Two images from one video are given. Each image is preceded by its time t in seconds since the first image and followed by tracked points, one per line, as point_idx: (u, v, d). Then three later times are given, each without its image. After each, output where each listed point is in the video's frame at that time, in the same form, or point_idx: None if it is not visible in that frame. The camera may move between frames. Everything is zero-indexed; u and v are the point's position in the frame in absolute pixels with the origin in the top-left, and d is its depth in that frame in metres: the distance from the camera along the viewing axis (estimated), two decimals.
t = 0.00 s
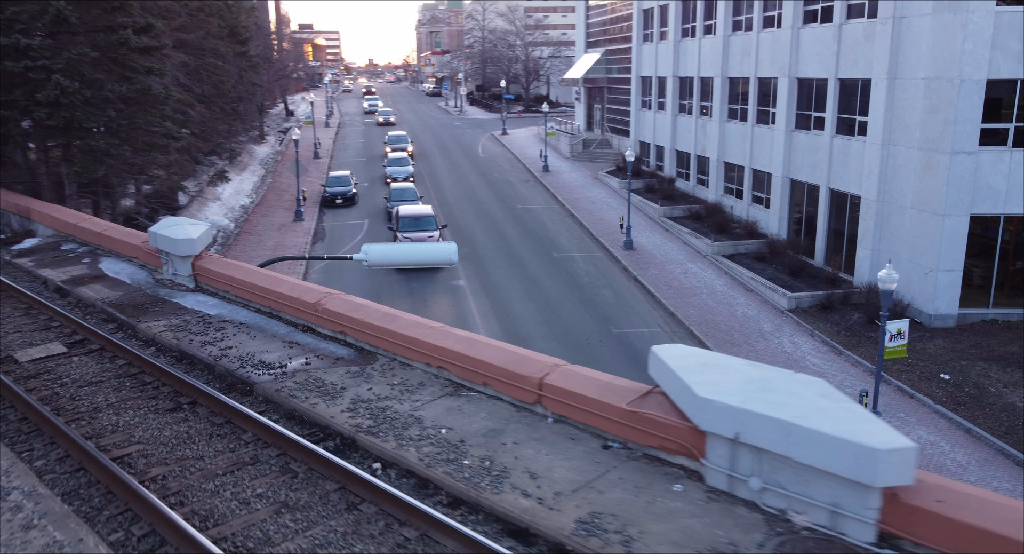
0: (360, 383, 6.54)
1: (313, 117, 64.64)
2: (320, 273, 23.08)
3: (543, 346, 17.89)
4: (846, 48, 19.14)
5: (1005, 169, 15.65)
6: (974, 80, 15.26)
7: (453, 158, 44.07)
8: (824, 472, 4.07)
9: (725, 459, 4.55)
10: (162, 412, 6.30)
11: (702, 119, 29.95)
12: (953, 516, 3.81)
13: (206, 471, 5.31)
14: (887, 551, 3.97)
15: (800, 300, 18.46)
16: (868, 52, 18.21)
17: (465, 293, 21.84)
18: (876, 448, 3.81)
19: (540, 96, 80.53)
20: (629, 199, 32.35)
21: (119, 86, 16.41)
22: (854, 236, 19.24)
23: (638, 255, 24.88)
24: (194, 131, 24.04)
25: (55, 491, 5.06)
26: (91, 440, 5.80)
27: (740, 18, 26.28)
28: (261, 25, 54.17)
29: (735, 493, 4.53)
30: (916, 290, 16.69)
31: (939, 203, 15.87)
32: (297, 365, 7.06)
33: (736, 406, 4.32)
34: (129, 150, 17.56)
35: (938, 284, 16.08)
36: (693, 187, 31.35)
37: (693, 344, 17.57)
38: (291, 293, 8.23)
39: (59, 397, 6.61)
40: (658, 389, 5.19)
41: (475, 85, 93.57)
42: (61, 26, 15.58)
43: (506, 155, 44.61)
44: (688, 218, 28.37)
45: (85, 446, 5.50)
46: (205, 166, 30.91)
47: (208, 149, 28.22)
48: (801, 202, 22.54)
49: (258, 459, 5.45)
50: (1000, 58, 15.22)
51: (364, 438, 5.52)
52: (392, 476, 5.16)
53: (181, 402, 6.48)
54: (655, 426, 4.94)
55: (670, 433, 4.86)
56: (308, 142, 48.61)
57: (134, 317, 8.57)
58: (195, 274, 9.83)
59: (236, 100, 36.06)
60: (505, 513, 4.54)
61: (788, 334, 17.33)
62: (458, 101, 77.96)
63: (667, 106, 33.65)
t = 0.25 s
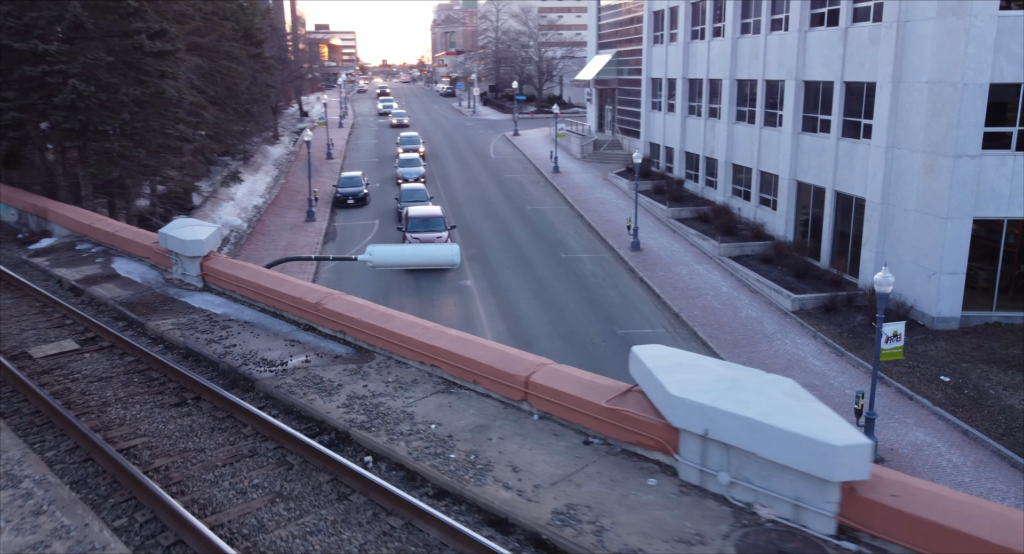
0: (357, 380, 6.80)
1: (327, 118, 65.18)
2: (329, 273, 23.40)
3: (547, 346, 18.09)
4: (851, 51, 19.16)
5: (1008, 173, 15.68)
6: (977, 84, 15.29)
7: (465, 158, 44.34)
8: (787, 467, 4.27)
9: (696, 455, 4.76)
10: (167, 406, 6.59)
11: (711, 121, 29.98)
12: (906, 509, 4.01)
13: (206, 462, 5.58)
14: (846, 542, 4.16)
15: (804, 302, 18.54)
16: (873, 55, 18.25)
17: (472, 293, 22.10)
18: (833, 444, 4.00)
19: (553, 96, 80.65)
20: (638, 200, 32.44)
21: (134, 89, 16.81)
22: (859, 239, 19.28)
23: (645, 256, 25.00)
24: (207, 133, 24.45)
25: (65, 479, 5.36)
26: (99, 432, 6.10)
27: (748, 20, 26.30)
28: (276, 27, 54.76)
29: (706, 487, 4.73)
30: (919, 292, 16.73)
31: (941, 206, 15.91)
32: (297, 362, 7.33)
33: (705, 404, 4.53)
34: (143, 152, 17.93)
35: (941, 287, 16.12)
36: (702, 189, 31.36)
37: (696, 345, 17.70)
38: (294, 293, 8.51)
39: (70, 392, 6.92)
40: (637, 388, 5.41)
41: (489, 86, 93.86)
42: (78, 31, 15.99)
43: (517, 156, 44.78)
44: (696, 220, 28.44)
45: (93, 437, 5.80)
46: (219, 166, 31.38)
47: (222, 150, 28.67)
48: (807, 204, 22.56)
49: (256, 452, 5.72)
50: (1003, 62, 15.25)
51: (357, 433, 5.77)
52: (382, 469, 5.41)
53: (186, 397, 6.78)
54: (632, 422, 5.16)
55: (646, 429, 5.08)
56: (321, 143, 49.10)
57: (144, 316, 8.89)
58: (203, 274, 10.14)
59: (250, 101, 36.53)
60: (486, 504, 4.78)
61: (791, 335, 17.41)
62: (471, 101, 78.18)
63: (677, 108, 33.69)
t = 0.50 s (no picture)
0: (357, 377, 7.07)
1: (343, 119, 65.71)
2: (341, 272, 23.74)
3: (554, 346, 18.26)
4: (859, 55, 19.19)
5: (1014, 176, 15.68)
6: (983, 88, 15.33)
7: (478, 159, 44.58)
8: (756, 462, 4.47)
9: (674, 451, 4.97)
10: (176, 401, 6.90)
11: (722, 123, 29.98)
12: (869, 504, 4.19)
13: (211, 454, 5.87)
14: (812, 535, 4.36)
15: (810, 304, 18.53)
16: (880, 59, 18.30)
17: (482, 293, 22.37)
18: (797, 441, 4.21)
19: (568, 97, 80.72)
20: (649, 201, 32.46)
21: (151, 93, 17.27)
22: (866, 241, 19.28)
23: (654, 257, 25.08)
24: (222, 135, 24.88)
25: (78, 468, 5.66)
26: (112, 425, 6.41)
27: (759, 23, 26.28)
28: (292, 29, 55.33)
29: (682, 482, 4.94)
30: (925, 295, 16.75)
31: (947, 209, 15.94)
32: (301, 360, 7.62)
33: (681, 402, 4.74)
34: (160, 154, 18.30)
35: (947, 290, 16.13)
36: (713, 191, 31.30)
37: (701, 345, 17.80)
38: (300, 293, 8.80)
39: (85, 386, 7.25)
40: (622, 387, 5.63)
41: (504, 87, 94.13)
42: (96, 37, 16.40)
43: (530, 157, 44.94)
44: (706, 221, 28.44)
45: (106, 429, 6.11)
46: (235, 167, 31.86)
47: (238, 152, 29.13)
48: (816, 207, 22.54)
49: (259, 445, 6.00)
50: (1009, 66, 15.27)
51: (354, 427, 6.04)
52: (378, 462, 5.67)
53: (194, 392, 7.08)
54: (615, 419, 5.37)
55: (628, 426, 5.29)
56: (336, 143, 49.58)
57: (157, 314, 9.22)
58: (215, 274, 10.47)
59: (266, 103, 37.01)
60: (473, 495, 5.02)
61: (796, 337, 17.46)
62: (485, 102, 78.39)
63: (688, 110, 33.68)
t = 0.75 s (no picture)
0: (359, 375, 7.35)
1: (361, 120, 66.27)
2: (355, 272, 24.09)
3: (562, 346, 18.44)
4: (870, 58, 19.19)
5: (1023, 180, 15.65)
6: (991, 92, 15.33)
7: (493, 161, 44.79)
8: (730, 458, 4.68)
9: (655, 447, 5.19)
10: (187, 396, 7.22)
11: (735, 125, 29.89)
12: (835, 500, 4.39)
13: (218, 446, 6.17)
14: (782, 528, 4.55)
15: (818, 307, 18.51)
16: (891, 63, 18.29)
17: (494, 293, 22.62)
18: (766, 438, 4.41)
19: (585, 98, 80.72)
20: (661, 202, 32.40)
21: (170, 96, 17.65)
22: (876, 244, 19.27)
23: (664, 259, 24.94)
24: (240, 137, 25.32)
25: (93, 458, 5.98)
26: (126, 418, 6.74)
27: (772, 26, 26.18)
28: (311, 31, 55.94)
29: (663, 477, 5.16)
30: (933, 298, 16.75)
31: (955, 213, 15.95)
32: (307, 357, 7.91)
33: (661, 401, 4.96)
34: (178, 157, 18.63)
35: (955, 294, 16.14)
36: (726, 193, 31.09)
37: (708, 346, 17.86)
38: (308, 293, 9.11)
39: (101, 381, 7.60)
40: (609, 386, 5.85)
41: (522, 88, 94.29)
42: (117, 42, 16.83)
43: (545, 159, 45.07)
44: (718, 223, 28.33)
45: (120, 422, 6.43)
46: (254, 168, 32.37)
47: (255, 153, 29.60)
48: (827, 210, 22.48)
49: (263, 438, 6.30)
50: (1018, 71, 15.25)
51: (354, 422, 6.31)
52: (375, 455, 5.94)
53: (204, 388, 7.39)
54: (601, 417, 5.59)
55: (613, 424, 5.51)
56: (354, 144, 50.05)
57: (172, 313, 9.57)
58: (228, 274, 10.81)
59: (285, 105, 37.52)
60: (463, 487, 5.27)
61: (804, 339, 17.49)
62: (502, 103, 78.60)
63: (702, 111, 33.61)
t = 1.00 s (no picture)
0: (363, 372, 7.63)
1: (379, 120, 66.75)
2: (369, 272, 24.42)
3: (571, 347, 18.50)
4: (881, 62, 19.18)
5: None
6: (1001, 96, 15.33)
7: (509, 161, 44.96)
8: (707, 453, 4.90)
9: (639, 443, 5.42)
10: (199, 391, 7.54)
11: (748, 128, 29.70)
12: (805, 494, 4.58)
13: (227, 438, 6.48)
14: (755, 521, 4.76)
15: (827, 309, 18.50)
16: (901, 66, 18.27)
17: (505, 293, 22.68)
18: (740, 434, 4.63)
19: (603, 98, 80.71)
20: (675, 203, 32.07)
21: (188, 100, 17.73)
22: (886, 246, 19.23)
23: (676, 261, 24.70)
24: (258, 138, 25.73)
25: (108, 448, 6.31)
26: (140, 411, 7.07)
27: (786, 29, 25.99)
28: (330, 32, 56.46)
29: (646, 472, 5.38)
30: (941, 301, 16.76)
31: (964, 216, 15.95)
32: (314, 354, 8.20)
33: (644, 399, 5.19)
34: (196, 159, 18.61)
35: (963, 297, 16.14)
36: (740, 195, 30.77)
37: (716, 347, 17.84)
38: (316, 293, 9.41)
39: (118, 376, 7.95)
40: (599, 384, 6.07)
41: (539, 88, 94.44)
42: (138, 47, 17.19)
43: (560, 159, 45.10)
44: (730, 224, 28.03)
45: (134, 415, 6.74)
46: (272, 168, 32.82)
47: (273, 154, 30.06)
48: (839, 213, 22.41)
49: (269, 431, 6.59)
50: None
51: (355, 417, 6.59)
52: (374, 448, 6.21)
53: (215, 384, 7.71)
54: (589, 414, 5.83)
55: (600, 420, 5.74)
56: (371, 144, 50.48)
57: (186, 311, 9.93)
58: (241, 274, 11.15)
59: (303, 106, 37.95)
60: (455, 479, 5.52)
61: (812, 341, 17.51)
62: (520, 103, 78.68)
63: (717, 113, 33.44)
